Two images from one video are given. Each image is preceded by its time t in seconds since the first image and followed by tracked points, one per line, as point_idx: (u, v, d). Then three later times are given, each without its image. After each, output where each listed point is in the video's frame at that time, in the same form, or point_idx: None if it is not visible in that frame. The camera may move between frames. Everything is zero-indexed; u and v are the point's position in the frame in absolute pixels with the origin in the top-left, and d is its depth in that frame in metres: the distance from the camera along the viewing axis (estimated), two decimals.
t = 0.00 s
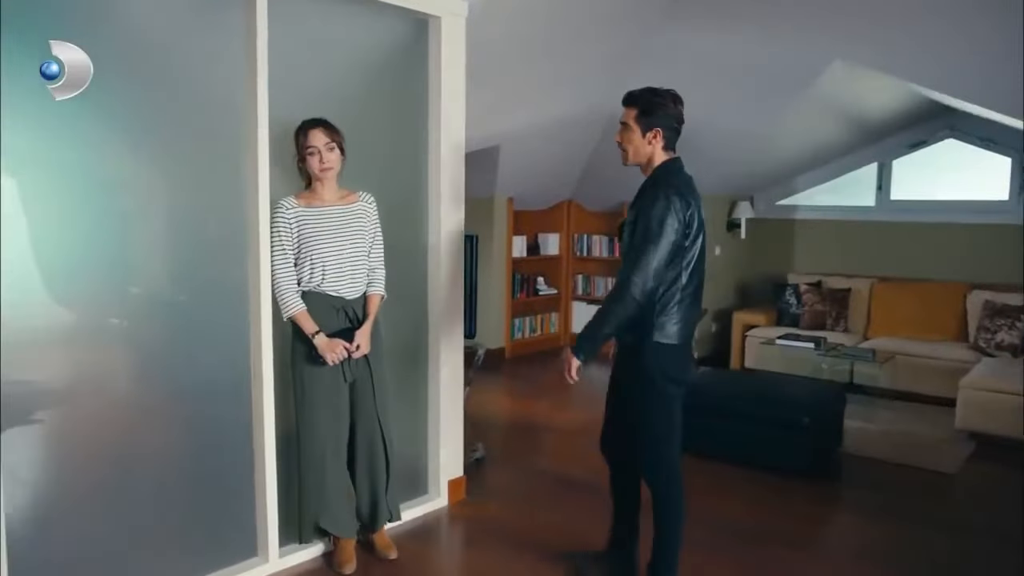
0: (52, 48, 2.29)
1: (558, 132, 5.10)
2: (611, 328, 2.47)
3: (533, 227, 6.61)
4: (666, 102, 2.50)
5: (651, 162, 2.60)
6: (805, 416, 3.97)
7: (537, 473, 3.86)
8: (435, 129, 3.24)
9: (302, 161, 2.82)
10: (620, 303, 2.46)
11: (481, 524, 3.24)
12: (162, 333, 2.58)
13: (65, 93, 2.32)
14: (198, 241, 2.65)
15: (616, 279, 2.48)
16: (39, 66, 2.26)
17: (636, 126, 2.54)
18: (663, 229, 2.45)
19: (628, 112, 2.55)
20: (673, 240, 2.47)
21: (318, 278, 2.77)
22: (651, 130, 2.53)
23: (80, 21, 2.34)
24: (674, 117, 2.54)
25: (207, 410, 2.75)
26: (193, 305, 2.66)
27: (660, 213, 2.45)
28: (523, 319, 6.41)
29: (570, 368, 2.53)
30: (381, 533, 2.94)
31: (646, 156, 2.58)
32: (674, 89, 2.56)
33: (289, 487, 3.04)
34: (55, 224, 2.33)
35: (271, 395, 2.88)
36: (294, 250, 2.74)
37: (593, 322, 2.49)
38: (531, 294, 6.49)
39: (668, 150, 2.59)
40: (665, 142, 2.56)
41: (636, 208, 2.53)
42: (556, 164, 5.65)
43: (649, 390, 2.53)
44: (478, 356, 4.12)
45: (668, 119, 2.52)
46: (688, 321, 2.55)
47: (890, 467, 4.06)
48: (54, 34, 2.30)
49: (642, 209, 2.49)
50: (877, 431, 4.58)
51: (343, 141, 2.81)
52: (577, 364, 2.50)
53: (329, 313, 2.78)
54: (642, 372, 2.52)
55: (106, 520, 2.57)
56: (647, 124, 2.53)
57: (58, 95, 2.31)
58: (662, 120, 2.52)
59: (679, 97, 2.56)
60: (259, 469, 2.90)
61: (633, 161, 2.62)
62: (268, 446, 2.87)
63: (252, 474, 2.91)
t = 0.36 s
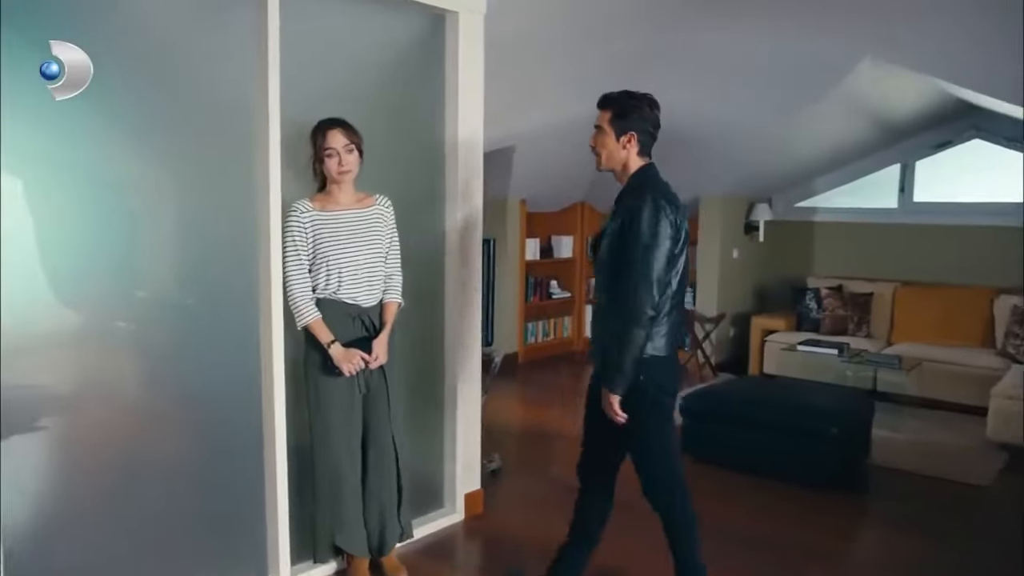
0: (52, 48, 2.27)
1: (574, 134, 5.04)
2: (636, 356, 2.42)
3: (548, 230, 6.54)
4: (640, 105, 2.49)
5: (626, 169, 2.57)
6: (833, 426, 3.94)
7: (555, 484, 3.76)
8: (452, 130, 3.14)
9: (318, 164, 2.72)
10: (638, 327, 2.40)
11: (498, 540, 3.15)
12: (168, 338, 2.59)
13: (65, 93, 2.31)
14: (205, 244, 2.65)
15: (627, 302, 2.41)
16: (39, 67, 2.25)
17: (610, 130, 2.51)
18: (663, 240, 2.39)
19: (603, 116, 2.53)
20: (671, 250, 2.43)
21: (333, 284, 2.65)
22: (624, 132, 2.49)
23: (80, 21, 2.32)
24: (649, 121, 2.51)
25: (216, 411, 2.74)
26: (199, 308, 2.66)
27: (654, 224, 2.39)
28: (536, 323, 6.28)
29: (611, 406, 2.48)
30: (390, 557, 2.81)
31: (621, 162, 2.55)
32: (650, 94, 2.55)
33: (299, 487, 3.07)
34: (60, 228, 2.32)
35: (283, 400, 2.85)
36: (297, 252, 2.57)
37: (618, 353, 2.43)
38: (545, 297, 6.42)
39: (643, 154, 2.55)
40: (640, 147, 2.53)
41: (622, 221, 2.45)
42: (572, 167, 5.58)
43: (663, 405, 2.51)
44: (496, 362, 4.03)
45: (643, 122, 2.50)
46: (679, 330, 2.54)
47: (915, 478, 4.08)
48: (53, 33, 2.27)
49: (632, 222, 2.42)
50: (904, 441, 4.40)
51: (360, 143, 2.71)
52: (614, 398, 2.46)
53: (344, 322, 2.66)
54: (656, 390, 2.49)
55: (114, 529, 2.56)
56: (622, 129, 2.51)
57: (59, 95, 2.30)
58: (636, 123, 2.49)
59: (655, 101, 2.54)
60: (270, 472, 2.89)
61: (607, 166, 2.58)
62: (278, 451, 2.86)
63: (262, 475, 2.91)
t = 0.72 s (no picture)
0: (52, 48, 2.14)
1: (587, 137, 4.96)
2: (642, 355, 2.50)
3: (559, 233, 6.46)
4: (622, 102, 2.57)
5: (609, 166, 2.66)
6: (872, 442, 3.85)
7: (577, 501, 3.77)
8: (474, 129, 3.14)
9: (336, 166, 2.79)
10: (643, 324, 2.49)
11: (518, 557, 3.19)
12: (178, 349, 2.47)
13: (66, 94, 2.19)
14: (218, 246, 2.55)
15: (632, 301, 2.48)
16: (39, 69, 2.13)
17: (592, 128, 2.61)
18: (662, 238, 2.51)
19: (584, 114, 2.61)
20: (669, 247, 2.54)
21: (353, 295, 2.73)
22: (608, 130, 2.59)
23: (80, 19, 2.21)
24: (632, 118, 2.60)
25: (228, 420, 2.65)
26: (211, 316, 2.55)
27: (656, 220, 2.50)
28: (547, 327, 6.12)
29: (622, 413, 2.51)
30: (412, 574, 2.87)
31: (603, 160, 2.65)
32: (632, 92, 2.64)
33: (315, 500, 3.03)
34: (65, 228, 2.21)
35: (300, 420, 2.85)
36: (316, 261, 2.69)
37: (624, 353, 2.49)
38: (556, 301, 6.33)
39: (625, 155, 2.65)
40: (623, 144, 2.62)
41: (623, 218, 2.56)
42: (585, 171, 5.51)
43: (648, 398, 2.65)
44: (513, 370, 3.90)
45: (627, 119, 2.59)
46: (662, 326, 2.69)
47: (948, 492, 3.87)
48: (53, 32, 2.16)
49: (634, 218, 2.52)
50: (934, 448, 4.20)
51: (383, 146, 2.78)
52: (626, 402, 2.50)
53: (365, 332, 2.77)
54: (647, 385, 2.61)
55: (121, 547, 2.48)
56: (604, 128, 2.60)
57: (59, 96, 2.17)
58: (619, 121, 2.58)
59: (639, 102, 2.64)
60: (284, 480, 2.83)
61: (589, 165, 2.68)
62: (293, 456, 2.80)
63: (276, 483, 2.84)
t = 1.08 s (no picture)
0: (52, 47, 2.04)
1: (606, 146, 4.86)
2: (617, 374, 2.34)
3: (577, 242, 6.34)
4: (615, 106, 2.43)
5: (601, 175, 2.53)
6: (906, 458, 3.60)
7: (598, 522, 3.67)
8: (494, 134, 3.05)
9: (352, 174, 2.67)
10: (623, 341, 2.33)
11: None
12: (184, 358, 2.37)
13: (66, 94, 2.08)
14: (226, 250, 2.44)
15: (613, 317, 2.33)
16: (38, 68, 2.02)
17: (584, 135, 2.47)
18: (651, 253, 2.34)
19: (576, 121, 2.47)
20: (659, 263, 2.38)
21: (373, 308, 2.62)
22: (601, 137, 2.45)
23: (80, 16, 2.11)
24: (625, 123, 2.46)
25: (237, 433, 2.54)
26: (219, 326, 2.44)
27: (643, 233, 2.33)
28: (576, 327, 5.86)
29: (585, 430, 2.38)
30: None
31: (597, 169, 2.51)
32: (624, 94, 2.49)
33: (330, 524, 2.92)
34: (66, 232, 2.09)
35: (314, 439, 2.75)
36: (332, 269, 2.56)
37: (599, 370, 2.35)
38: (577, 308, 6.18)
39: (619, 161, 2.52)
40: (616, 152, 2.49)
41: (611, 230, 2.40)
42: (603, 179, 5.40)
43: (627, 423, 2.49)
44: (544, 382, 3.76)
45: (619, 124, 2.45)
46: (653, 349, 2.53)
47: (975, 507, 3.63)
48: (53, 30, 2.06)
49: (621, 230, 2.36)
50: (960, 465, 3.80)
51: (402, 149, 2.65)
52: (591, 420, 2.36)
53: (383, 348, 2.66)
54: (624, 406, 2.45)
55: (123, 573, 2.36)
56: (597, 134, 2.45)
57: (60, 95, 2.06)
58: (611, 127, 2.44)
59: (631, 104, 2.49)
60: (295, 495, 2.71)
61: (582, 173, 2.54)
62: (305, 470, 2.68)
63: (287, 500, 2.72)
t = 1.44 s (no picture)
0: (53, 45, 1.94)
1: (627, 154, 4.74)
2: (599, 399, 2.37)
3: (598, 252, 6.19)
4: (599, 111, 2.44)
5: (588, 183, 2.53)
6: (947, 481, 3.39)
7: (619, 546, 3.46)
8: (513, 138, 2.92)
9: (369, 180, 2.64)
10: (604, 365, 2.33)
11: None
12: (188, 373, 2.25)
13: (66, 95, 1.99)
14: (227, 255, 2.32)
15: (591, 341, 2.34)
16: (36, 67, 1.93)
17: (569, 142, 2.48)
18: (628, 274, 2.32)
19: (560, 129, 2.49)
20: (637, 281, 2.35)
21: (389, 322, 2.61)
22: (589, 145, 2.46)
23: (80, 15, 2.00)
24: (611, 127, 2.46)
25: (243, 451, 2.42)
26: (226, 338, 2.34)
27: (620, 254, 2.31)
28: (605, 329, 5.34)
29: (572, 459, 2.45)
30: None
31: (586, 177, 2.51)
32: (609, 96, 2.49)
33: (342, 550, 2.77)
34: (71, 236, 2.04)
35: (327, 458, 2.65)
36: (346, 282, 2.53)
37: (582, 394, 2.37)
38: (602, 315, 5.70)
39: (608, 167, 2.51)
40: (605, 158, 2.49)
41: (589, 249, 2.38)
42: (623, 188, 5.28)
43: (613, 442, 2.53)
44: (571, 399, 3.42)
45: (604, 129, 2.45)
46: (639, 361, 2.52)
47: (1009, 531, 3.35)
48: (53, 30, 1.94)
49: (599, 250, 2.34)
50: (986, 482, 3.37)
51: (422, 153, 2.68)
52: (575, 449, 2.43)
53: (398, 363, 2.66)
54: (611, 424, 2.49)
55: None
56: (583, 141, 2.47)
57: (60, 96, 1.98)
58: (597, 133, 2.45)
59: (617, 108, 2.49)
60: (303, 518, 2.58)
61: (572, 182, 2.55)
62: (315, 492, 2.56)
63: (296, 523, 2.58)
